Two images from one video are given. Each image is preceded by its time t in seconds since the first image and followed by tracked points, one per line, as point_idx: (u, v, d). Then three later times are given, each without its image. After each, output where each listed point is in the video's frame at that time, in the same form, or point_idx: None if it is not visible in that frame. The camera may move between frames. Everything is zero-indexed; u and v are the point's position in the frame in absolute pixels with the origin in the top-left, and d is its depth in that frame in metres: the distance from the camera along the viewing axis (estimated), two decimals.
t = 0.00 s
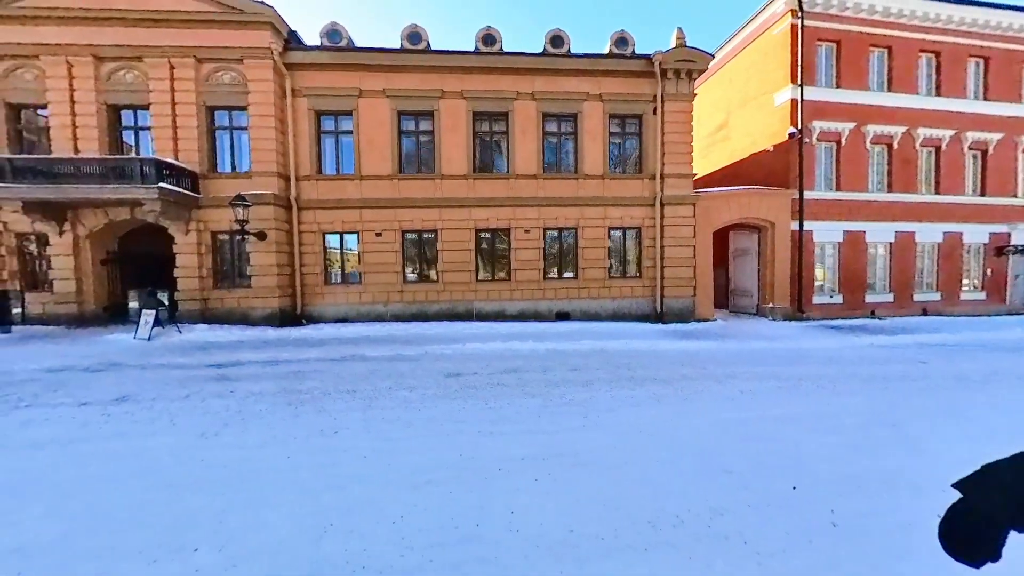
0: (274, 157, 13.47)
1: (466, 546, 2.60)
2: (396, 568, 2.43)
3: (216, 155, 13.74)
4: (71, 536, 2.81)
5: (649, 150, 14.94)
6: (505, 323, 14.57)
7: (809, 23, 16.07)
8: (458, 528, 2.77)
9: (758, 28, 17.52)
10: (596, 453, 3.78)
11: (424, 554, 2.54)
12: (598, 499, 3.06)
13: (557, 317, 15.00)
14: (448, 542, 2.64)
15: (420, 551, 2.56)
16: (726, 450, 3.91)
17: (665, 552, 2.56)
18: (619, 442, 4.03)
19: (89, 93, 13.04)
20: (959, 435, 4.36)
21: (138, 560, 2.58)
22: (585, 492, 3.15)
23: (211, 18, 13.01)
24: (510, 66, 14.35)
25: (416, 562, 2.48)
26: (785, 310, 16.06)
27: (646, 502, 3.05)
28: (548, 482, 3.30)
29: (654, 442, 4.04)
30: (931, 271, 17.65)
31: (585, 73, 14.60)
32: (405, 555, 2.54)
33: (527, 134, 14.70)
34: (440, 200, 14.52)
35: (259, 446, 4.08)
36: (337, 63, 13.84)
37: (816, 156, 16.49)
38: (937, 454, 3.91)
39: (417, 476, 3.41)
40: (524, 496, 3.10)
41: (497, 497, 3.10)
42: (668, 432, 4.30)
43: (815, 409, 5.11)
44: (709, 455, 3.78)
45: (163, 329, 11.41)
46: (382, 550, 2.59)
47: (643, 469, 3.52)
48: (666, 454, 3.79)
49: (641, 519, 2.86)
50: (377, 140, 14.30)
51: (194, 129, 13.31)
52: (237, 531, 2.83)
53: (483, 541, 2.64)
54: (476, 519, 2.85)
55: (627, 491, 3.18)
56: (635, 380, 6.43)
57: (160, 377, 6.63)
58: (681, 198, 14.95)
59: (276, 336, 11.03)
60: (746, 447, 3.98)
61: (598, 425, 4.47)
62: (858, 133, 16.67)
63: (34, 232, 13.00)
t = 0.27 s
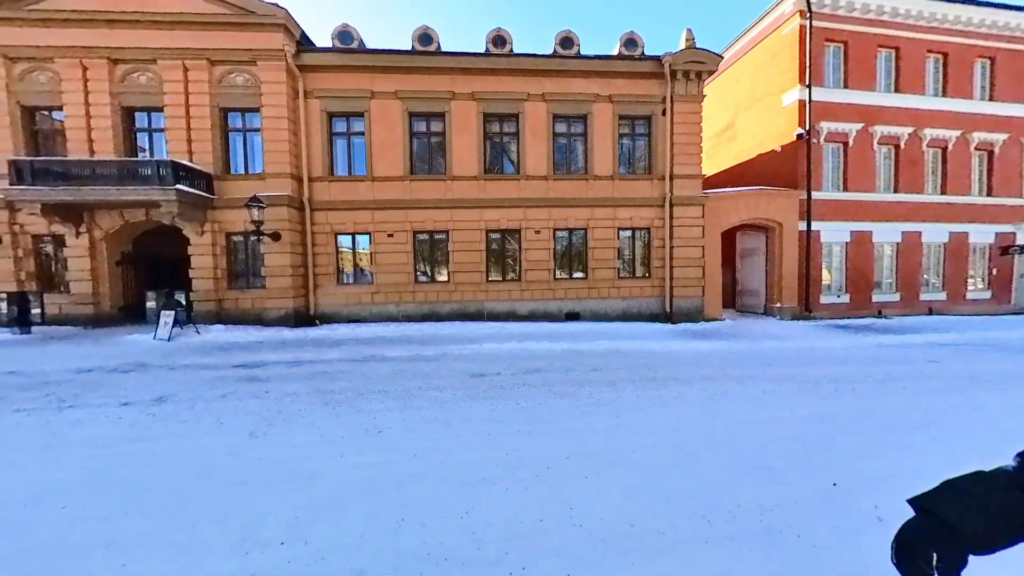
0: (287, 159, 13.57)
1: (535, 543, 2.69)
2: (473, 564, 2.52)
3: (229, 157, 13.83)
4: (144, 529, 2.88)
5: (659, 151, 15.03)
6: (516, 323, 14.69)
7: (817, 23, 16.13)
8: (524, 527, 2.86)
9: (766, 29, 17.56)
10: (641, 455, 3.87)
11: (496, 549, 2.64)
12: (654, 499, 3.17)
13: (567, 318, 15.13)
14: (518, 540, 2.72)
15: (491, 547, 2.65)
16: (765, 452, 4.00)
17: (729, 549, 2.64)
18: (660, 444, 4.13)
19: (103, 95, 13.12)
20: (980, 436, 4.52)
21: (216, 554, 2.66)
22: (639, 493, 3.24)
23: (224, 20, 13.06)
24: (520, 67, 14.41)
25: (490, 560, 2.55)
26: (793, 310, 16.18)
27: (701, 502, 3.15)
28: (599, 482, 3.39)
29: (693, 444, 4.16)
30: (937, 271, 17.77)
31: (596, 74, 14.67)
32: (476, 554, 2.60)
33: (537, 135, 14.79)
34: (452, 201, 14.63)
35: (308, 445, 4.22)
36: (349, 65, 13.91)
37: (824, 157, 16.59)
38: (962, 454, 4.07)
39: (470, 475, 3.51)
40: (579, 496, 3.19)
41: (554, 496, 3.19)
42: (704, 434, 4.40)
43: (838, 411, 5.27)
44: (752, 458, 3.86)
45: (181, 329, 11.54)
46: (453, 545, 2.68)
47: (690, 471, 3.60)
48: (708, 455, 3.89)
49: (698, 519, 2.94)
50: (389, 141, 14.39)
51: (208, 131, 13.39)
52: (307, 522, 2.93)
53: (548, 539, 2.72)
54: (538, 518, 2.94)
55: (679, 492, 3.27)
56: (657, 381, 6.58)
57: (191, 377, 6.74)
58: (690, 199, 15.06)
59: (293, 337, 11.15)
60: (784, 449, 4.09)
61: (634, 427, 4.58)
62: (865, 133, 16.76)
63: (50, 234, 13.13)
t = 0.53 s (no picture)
0: (301, 160, 13.67)
1: (604, 534, 2.78)
2: (549, 554, 2.61)
3: (243, 158, 13.91)
4: (219, 519, 2.97)
5: (669, 151, 15.11)
6: (528, 323, 14.79)
7: (826, 24, 16.19)
8: (589, 519, 2.95)
9: (775, 29, 17.62)
10: (686, 453, 3.96)
11: (567, 539, 2.73)
12: (708, 495, 3.26)
13: (579, 317, 15.24)
14: (586, 531, 2.81)
15: (562, 537, 2.74)
16: (806, 450, 4.10)
17: (793, 543, 2.73)
18: (701, 442, 4.23)
19: (119, 96, 13.20)
20: (1008, 434, 4.65)
21: (293, 543, 2.74)
22: (692, 488, 3.35)
23: (239, 22, 13.13)
24: (532, 68, 14.49)
25: (564, 549, 2.64)
26: (802, 309, 16.30)
27: (754, 498, 3.24)
28: (653, 479, 3.48)
29: (733, 442, 4.26)
30: (944, 270, 17.89)
31: (607, 75, 14.75)
32: (549, 544, 2.69)
33: (549, 136, 14.86)
34: (464, 201, 14.72)
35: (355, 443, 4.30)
36: (362, 66, 13.98)
37: (832, 157, 16.68)
38: (993, 452, 4.19)
39: (524, 470, 3.59)
40: (635, 491, 3.29)
41: (610, 491, 3.29)
42: (742, 433, 4.50)
43: (866, 410, 5.39)
44: (794, 456, 3.96)
45: (200, 329, 11.67)
46: (524, 535, 2.77)
47: (737, 468, 3.69)
48: (751, 453, 3.98)
49: (756, 514, 3.03)
50: (402, 142, 14.48)
51: (223, 132, 13.47)
52: (376, 514, 3.01)
53: (615, 531, 2.81)
54: (601, 511, 3.03)
55: (731, 489, 3.37)
56: (682, 380, 6.70)
57: (222, 376, 6.82)
58: (700, 199, 15.16)
59: (311, 337, 11.27)
60: (823, 447, 4.19)
61: (672, 426, 4.68)
62: (874, 133, 16.84)
63: (67, 234, 13.25)
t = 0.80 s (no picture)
0: (315, 160, 13.72)
1: (666, 528, 2.84)
2: (616, 545, 2.67)
3: (256, 158, 13.96)
4: (285, 511, 3.03)
5: (680, 151, 15.19)
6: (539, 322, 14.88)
7: (836, 24, 16.25)
8: (647, 513, 3.02)
9: (783, 29, 17.66)
10: (728, 450, 4.03)
11: (630, 532, 2.79)
12: (759, 491, 3.32)
13: (589, 317, 15.32)
14: (647, 525, 2.87)
15: (626, 530, 2.81)
16: (844, 448, 4.16)
17: (851, 538, 2.79)
18: (740, 439, 4.29)
19: (132, 96, 13.24)
20: None
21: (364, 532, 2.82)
22: (743, 485, 3.41)
23: (253, 22, 13.17)
24: (544, 68, 14.53)
25: (630, 542, 2.71)
26: (811, 308, 16.39)
27: (804, 495, 3.31)
28: (701, 475, 3.55)
29: (771, 439, 4.33)
30: (951, 269, 17.99)
31: (618, 75, 14.81)
32: (614, 536, 2.75)
33: (560, 136, 14.92)
34: (476, 201, 14.79)
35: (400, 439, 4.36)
36: (375, 66, 14.01)
37: (841, 157, 16.76)
38: None
39: (574, 466, 3.66)
40: (687, 487, 3.35)
41: (663, 486, 3.35)
42: (778, 431, 4.57)
43: (892, 407, 5.48)
44: (834, 454, 4.03)
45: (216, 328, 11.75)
46: (588, 528, 2.83)
47: (782, 466, 3.75)
48: (791, 450, 4.05)
49: (809, 510, 3.10)
50: (414, 142, 14.53)
51: (237, 132, 13.52)
52: (438, 507, 3.08)
53: (676, 525, 2.88)
54: (658, 506, 3.10)
55: (780, 485, 3.43)
56: (705, 378, 6.80)
57: (251, 375, 6.89)
58: (711, 199, 15.24)
59: (328, 336, 11.35)
60: (860, 445, 4.25)
61: (708, 423, 4.75)
62: (882, 133, 16.91)
63: (82, 234, 13.33)
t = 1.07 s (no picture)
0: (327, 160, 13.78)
1: (720, 521, 2.91)
2: (675, 536, 2.74)
3: (268, 157, 14.02)
4: (346, 502, 3.10)
5: (689, 151, 15.27)
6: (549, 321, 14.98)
7: (844, 24, 16.30)
8: (700, 508, 3.08)
9: (791, 29, 17.70)
10: (765, 448, 4.11)
11: (687, 524, 2.86)
12: (804, 488, 3.39)
13: (599, 316, 15.41)
14: (702, 518, 2.94)
15: (682, 522, 2.88)
16: (878, 447, 4.23)
17: (899, 530, 2.88)
18: (775, 438, 4.36)
19: (146, 96, 13.30)
20: None
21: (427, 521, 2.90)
22: (787, 480, 3.48)
23: (265, 23, 13.23)
24: (554, 68, 14.59)
25: (688, 533, 2.77)
26: (818, 307, 16.50)
27: (848, 492, 3.37)
28: (744, 471, 3.62)
29: (805, 438, 4.40)
30: (957, 268, 18.09)
31: (628, 75, 14.87)
32: (673, 528, 2.82)
33: (570, 135, 14.99)
34: (486, 201, 14.86)
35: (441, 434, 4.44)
36: (386, 66, 14.06)
37: (849, 156, 16.84)
38: None
39: (617, 459, 3.75)
40: (733, 482, 3.41)
41: (709, 481, 3.42)
42: (810, 429, 4.64)
43: (914, 404, 5.59)
44: (871, 453, 4.09)
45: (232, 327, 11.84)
46: (645, 520, 2.90)
47: (821, 464, 3.82)
48: (826, 448, 4.13)
49: (856, 505, 3.16)
50: (425, 142, 14.60)
51: (249, 132, 13.58)
52: (494, 501, 3.13)
53: (728, 517, 2.97)
54: (708, 500, 3.16)
55: (823, 483, 3.49)
56: (726, 376, 6.90)
57: (277, 373, 6.97)
58: (720, 199, 15.32)
59: (343, 334, 11.43)
60: (894, 443, 4.32)
61: (739, 422, 4.82)
62: (890, 133, 16.99)
63: (95, 233, 13.41)
